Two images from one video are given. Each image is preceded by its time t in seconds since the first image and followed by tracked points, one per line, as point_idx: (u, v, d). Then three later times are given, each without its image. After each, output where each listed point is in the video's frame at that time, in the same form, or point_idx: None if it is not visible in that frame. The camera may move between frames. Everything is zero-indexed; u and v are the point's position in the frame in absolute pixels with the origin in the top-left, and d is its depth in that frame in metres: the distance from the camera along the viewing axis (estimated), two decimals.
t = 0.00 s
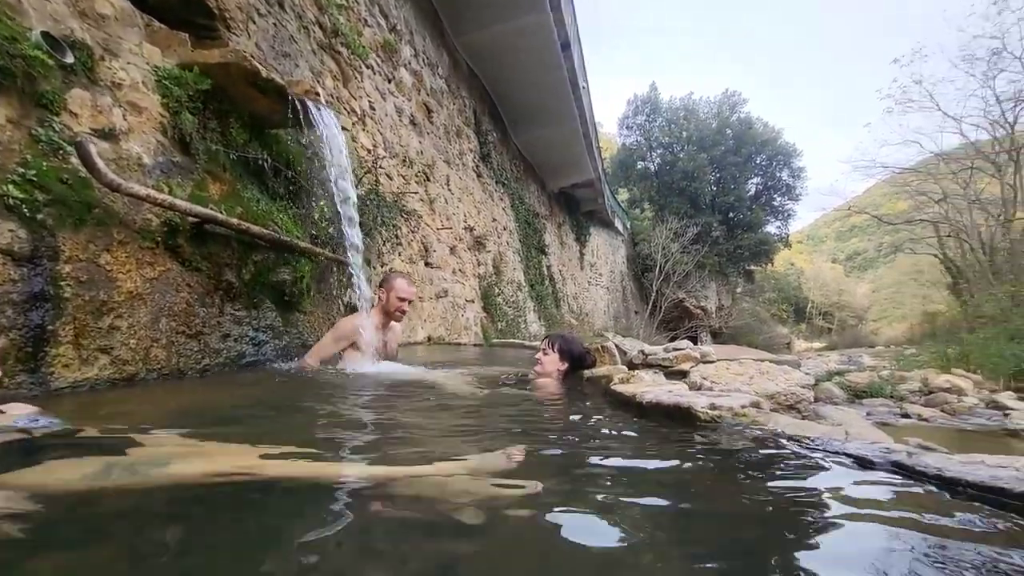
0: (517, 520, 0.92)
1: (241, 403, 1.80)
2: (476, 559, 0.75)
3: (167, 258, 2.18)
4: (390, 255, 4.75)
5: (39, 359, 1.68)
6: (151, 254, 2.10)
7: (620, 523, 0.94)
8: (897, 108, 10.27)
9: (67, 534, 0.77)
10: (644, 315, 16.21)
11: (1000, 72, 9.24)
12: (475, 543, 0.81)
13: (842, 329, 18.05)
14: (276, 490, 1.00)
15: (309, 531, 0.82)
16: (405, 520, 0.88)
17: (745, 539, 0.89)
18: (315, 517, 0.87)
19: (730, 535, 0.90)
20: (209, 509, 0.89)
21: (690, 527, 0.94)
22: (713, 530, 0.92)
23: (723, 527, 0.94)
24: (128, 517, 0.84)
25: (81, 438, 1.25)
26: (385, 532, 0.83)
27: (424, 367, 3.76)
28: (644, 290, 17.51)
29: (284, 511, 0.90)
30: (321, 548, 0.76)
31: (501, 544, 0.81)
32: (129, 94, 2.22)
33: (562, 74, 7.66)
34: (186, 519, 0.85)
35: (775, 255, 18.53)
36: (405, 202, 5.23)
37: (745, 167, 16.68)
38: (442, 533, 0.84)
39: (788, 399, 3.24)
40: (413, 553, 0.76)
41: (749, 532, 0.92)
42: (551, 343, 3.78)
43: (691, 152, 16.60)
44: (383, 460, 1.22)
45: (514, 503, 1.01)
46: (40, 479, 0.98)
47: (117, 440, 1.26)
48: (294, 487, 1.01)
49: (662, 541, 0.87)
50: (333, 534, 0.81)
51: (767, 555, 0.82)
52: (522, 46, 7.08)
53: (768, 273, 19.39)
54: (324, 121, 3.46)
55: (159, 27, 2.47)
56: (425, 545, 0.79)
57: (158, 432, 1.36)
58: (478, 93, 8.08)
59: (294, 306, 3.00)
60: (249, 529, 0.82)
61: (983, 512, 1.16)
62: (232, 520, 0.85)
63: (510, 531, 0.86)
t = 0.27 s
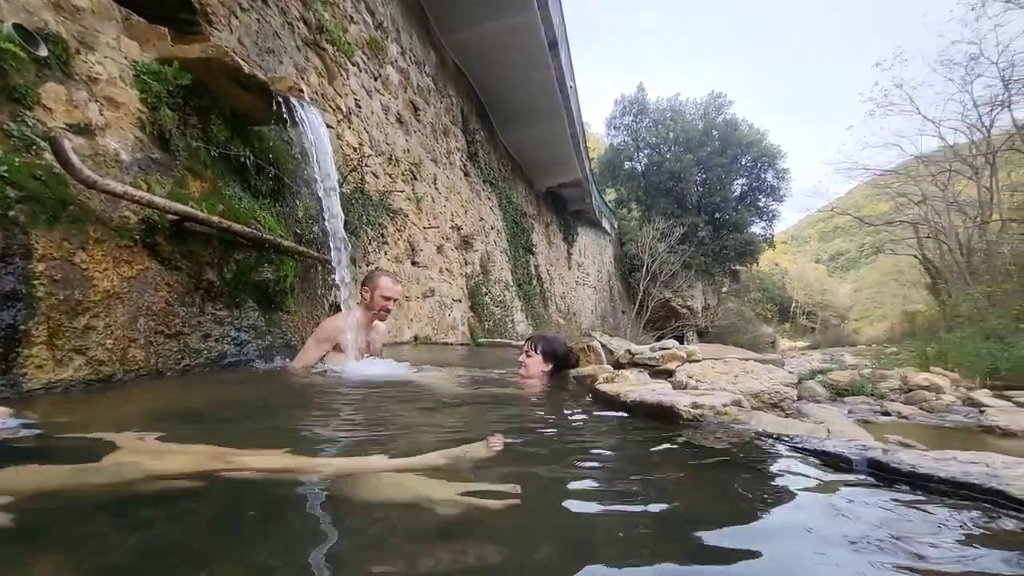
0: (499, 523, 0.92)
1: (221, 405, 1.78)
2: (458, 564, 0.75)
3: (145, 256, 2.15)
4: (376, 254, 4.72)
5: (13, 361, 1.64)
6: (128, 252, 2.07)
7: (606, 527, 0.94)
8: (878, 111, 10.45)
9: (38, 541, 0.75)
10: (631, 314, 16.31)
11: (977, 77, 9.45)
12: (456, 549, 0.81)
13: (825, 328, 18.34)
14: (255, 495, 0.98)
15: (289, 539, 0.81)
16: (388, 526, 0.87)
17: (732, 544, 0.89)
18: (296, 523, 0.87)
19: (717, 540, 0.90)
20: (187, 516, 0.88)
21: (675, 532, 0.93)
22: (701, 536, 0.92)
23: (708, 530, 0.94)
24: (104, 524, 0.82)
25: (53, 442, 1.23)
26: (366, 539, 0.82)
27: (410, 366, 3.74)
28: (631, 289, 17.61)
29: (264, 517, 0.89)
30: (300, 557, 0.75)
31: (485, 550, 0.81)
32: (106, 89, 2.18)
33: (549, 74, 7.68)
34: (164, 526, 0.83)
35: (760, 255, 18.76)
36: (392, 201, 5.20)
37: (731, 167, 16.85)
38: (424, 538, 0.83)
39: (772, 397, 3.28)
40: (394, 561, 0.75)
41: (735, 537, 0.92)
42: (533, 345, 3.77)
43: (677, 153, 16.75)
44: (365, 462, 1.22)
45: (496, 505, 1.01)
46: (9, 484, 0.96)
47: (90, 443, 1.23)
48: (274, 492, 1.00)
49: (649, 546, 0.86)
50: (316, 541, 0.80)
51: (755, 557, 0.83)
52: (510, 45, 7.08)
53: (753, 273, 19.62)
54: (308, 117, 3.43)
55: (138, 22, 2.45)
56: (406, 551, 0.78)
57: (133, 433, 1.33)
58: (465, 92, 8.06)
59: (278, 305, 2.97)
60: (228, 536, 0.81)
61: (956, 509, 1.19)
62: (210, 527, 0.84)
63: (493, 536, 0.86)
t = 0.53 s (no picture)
0: (480, 522, 0.92)
1: (201, 405, 1.76)
2: (440, 565, 0.75)
3: (124, 255, 2.11)
4: (362, 253, 4.69)
5: None
6: (105, 251, 2.03)
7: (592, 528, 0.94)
8: (861, 114, 10.61)
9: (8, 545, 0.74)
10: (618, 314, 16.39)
11: (956, 82, 9.66)
12: (439, 549, 0.80)
13: (809, 328, 18.59)
14: (236, 496, 0.98)
15: (271, 539, 0.80)
16: (370, 525, 0.87)
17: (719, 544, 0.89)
18: (278, 523, 0.86)
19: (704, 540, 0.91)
20: (167, 518, 0.87)
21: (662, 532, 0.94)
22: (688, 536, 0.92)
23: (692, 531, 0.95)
24: (80, 528, 0.81)
25: (26, 443, 1.21)
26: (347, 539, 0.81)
27: (396, 366, 3.72)
28: (619, 289, 17.69)
29: (244, 518, 0.88)
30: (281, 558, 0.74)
31: (466, 549, 0.81)
32: (82, 84, 2.14)
33: (538, 74, 7.68)
34: (143, 528, 0.82)
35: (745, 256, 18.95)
36: (378, 200, 5.15)
37: (717, 168, 16.99)
38: (406, 538, 0.83)
39: (755, 396, 3.32)
40: (376, 561, 0.75)
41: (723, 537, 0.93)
42: (519, 343, 3.77)
43: (665, 154, 16.87)
44: (347, 461, 1.21)
45: (478, 504, 1.01)
46: None
47: (65, 444, 1.21)
48: (254, 493, 0.99)
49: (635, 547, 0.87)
50: (298, 542, 0.79)
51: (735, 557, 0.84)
52: (497, 44, 7.07)
53: (739, 274, 19.81)
54: (292, 114, 3.40)
55: (116, 14, 2.40)
56: (388, 552, 0.78)
57: (110, 434, 1.32)
58: (453, 90, 8.03)
59: (261, 304, 2.93)
60: (208, 537, 0.80)
61: (929, 506, 1.21)
62: (190, 529, 0.83)
63: (476, 535, 0.86)
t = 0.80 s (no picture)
0: (467, 520, 0.92)
1: (184, 404, 1.74)
2: (427, 563, 0.75)
3: (105, 251, 2.08)
4: (350, 251, 4.66)
5: None
6: (86, 247, 2.00)
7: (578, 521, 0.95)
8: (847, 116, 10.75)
9: None
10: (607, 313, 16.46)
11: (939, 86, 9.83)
12: (427, 547, 0.80)
13: (795, 326, 18.81)
14: (220, 495, 0.97)
15: (257, 540, 0.79)
16: (356, 525, 0.86)
17: (704, 535, 0.91)
18: (263, 523, 0.85)
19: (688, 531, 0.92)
20: (150, 519, 0.86)
21: (648, 522, 0.96)
22: (673, 526, 0.94)
23: (678, 523, 0.96)
24: (60, 529, 0.80)
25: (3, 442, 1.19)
26: (333, 538, 0.81)
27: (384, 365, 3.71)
28: (608, 288, 17.78)
29: (229, 518, 0.87)
30: (265, 558, 0.73)
31: (453, 548, 0.81)
32: (62, 76, 2.11)
33: (528, 72, 7.68)
34: (126, 530, 0.81)
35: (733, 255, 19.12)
36: (367, 197, 5.12)
37: (706, 169, 17.12)
38: (393, 537, 0.83)
39: (742, 394, 3.35)
40: (364, 561, 0.74)
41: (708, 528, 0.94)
42: (510, 340, 3.79)
43: (654, 154, 16.97)
44: (333, 458, 1.21)
45: (464, 501, 1.01)
46: None
47: (44, 443, 1.20)
48: (238, 492, 0.99)
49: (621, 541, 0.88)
50: (284, 542, 0.79)
51: (720, 551, 0.85)
52: (487, 41, 7.05)
53: (727, 273, 19.99)
54: (277, 110, 3.38)
55: (98, 6, 2.36)
56: (376, 551, 0.78)
57: (89, 433, 1.30)
58: (443, 88, 8.01)
59: (246, 302, 2.91)
60: (191, 538, 0.79)
61: (908, 501, 1.24)
62: (173, 530, 0.82)
63: (462, 534, 0.86)
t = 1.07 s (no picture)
0: (452, 517, 0.93)
1: (165, 405, 1.72)
2: (418, 567, 0.74)
3: (83, 249, 2.04)
4: (338, 249, 4.62)
5: None
6: (64, 244, 1.96)
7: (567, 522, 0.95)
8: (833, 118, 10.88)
9: None
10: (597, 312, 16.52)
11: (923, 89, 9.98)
12: (415, 545, 0.80)
13: (782, 326, 19.01)
14: (206, 495, 0.96)
15: (246, 541, 0.79)
16: (341, 523, 0.86)
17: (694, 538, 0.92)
18: (251, 523, 0.85)
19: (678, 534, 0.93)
20: (136, 520, 0.85)
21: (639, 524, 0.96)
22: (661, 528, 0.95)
23: (665, 523, 0.97)
24: (38, 534, 0.78)
25: None
26: (320, 537, 0.81)
27: (372, 364, 3.69)
28: (597, 287, 17.83)
29: (216, 518, 0.86)
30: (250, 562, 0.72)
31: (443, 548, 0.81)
32: (39, 70, 2.06)
33: (517, 71, 7.68)
34: (112, 531, 0.80)
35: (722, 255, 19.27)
36: (354, 195, 5.08)
37: (695, 169, 17.24)
38: (383, 537, 0.83)
39: (729, 393, 3.40)
40: (354, 562, 0.74)
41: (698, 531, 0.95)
42: (498, 339, 3.80)
43: (643, 154, 17.05)
44: (321, 458, 1.20)
45: (453, 500, 1.02)
46: None
47: (20, 445, 1.18)
48: (224, 491, 0.97)
49: (610, 541, 0.89)
50: (273, 545, 0.78)
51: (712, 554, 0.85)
52: (476, 40, 7.02)
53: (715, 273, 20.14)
54: (261, 105, 3.38)
55: None
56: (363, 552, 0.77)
57: (67, 435, 1.28)
58: (432, 86, 7.97)
59: (230, 301, 2.87)
60: (174, 540, 0.78)
61: (885, 495, 1.27)
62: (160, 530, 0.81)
63: (451, 534, 0.86)
